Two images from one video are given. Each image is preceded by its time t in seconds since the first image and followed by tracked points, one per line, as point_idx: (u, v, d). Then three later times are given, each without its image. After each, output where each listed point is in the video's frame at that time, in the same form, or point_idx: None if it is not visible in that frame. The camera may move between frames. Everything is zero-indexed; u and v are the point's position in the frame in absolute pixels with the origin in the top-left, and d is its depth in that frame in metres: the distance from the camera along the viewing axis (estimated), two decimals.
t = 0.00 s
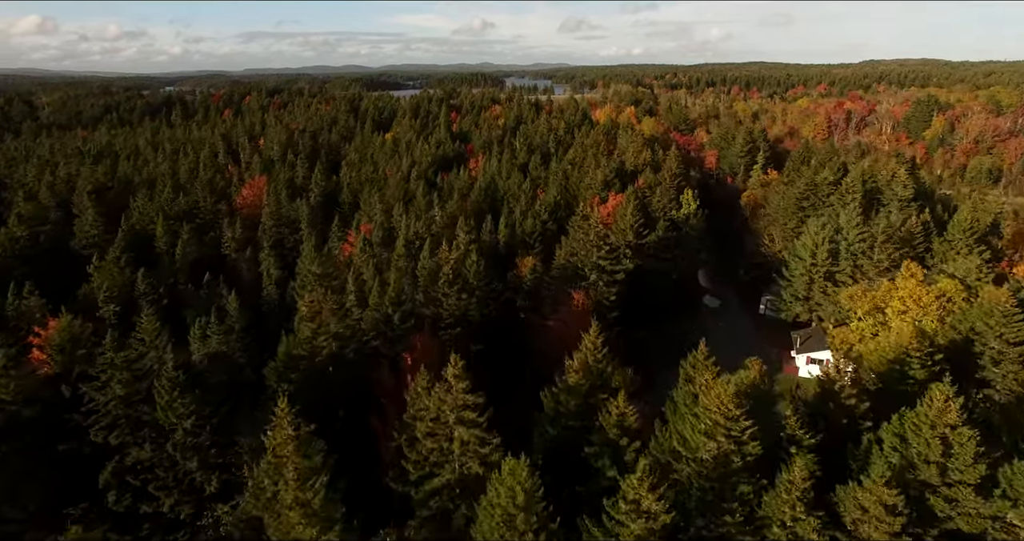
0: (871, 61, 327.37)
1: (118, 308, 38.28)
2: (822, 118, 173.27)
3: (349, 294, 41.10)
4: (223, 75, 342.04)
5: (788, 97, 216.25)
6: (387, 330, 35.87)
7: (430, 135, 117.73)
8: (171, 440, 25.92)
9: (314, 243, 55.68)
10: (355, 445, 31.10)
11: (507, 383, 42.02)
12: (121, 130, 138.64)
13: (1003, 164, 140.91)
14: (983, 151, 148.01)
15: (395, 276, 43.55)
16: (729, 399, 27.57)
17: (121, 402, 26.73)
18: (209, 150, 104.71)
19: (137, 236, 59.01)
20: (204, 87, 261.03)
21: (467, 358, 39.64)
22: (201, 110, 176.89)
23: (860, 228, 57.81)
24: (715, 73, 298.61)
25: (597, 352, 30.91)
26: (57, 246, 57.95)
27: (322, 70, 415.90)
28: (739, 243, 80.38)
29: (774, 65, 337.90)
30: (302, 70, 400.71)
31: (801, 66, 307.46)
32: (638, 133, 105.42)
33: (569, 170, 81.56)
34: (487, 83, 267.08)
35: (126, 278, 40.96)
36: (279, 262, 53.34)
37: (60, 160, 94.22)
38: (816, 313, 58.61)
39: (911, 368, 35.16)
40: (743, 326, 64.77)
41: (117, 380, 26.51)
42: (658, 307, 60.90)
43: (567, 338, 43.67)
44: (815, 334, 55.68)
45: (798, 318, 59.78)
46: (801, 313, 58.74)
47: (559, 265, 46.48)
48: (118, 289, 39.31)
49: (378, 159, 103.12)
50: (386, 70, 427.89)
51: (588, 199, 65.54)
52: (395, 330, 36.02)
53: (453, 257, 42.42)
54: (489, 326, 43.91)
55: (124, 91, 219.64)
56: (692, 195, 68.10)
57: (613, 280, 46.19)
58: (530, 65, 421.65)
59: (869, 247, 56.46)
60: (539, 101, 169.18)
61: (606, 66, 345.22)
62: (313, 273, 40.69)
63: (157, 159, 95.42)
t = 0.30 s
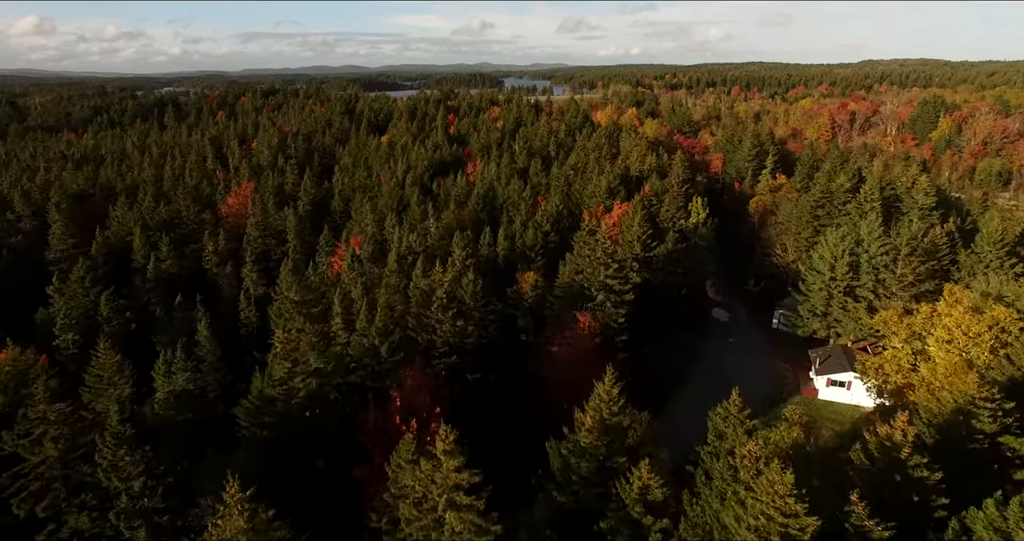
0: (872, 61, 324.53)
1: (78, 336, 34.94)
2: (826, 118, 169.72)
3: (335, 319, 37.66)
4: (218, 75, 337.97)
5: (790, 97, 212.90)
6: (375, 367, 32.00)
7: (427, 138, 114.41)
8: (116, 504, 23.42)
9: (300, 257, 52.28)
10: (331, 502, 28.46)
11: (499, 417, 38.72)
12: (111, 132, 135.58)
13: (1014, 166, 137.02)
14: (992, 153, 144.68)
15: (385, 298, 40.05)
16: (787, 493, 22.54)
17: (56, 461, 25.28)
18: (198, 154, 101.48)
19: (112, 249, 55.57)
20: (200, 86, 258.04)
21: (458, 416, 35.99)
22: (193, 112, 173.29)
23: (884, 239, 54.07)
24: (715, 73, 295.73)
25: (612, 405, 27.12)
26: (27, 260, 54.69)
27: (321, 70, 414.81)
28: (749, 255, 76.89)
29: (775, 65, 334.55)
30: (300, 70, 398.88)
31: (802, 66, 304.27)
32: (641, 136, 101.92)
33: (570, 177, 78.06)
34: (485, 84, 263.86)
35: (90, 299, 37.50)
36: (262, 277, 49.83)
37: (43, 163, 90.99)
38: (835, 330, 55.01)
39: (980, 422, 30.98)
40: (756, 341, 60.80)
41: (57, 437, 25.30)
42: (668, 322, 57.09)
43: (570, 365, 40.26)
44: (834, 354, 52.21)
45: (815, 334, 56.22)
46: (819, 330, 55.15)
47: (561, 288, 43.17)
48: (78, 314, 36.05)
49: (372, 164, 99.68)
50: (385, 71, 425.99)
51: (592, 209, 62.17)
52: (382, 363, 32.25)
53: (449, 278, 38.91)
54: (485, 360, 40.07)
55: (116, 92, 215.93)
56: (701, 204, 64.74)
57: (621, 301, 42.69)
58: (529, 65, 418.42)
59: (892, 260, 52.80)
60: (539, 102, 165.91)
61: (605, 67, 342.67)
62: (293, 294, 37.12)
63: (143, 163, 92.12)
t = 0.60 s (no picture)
0: (874, 62, 322.01)
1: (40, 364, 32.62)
2: (830, 118, 166.80)
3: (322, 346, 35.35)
4: (217, 76, 335.50)
5: (794, 97, 210.09)
6: (361, 399, 29.60)
7: (424, 140, 111.83)
8: None
9: (288, 270, 49.78)
10: None
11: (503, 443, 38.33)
12: (103, 134, 133.15)
13: None
14: (1000, 154, 141.56)
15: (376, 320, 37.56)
16: None
17: None
18: (190, 157, 98.97)
19: (91, 260, 53.03)
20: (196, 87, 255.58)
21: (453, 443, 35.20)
22: (188, 113, 170.68)
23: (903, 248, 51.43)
24: (716, 73, 291.31)
25: (628, 458, 24.49)
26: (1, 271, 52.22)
27: (320, 70, 412.69)
28: (760, 265, 74.49)
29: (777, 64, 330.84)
30: (299, 70, 396.65)
31: (804, 66, 301.22)
32: (645, 138, 99.18)
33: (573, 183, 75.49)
34: (485, 85, 261.25)
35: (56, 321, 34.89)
36: (248, 291, 47.29)
37: (29, 167, 88.48)
38: (851, 344, 52.45)
39: None
40: (766, 357, 58.32)
41: None
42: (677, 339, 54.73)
43: (571, 386, 37.06)
44: (852, 371, 49.10)
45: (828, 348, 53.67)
46: (834, 344, 52.53)
47: (565, 302, 39.98)
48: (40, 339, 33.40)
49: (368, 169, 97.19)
50: (384, 71, 423.65)
51: (597, 217, 59.69)
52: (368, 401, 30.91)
53: (444, 296, 36.28)
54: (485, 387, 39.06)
55: (117, 93, 213.15)
56: (710, 211, 62.11)
57: (629, 319, 39.94)
58: (530, 65, 415.52)
59: (913, 271, 50.10)
60: (540, 102, 163.27)
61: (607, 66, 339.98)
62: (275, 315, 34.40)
63: (132, 166, 89.57)
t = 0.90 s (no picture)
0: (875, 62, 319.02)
1: None
2: (833, 118, 164.13)
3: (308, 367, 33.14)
4: (216, 76, 333.67)
5: (796, 97, 207.41)
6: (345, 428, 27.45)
7: (422, 141, 109.51)
8: None
9: (277, 280, 47.47)
10: None
11: (502, 465, 36.62)
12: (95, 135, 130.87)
13: None
14: (1007, 154, 138.89)
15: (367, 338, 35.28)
16: None
17: None
18: (182, 158, 96.67)
19: (71, 270, 50.78)
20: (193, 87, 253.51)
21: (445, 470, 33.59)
22: (183, 113, 168.11)
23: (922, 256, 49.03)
24: (717, 73, 288.83)
25: (643, 516, 22.37)
26: None
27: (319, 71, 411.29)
28: (768, 272, 72.45)
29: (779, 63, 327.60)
30: (298, 70, 395.06)
31: (806, 66, 298.21)
32: (647, 139, 96.73)
33: (574, 187, 73.10)
34: (484, 85, 258.64)
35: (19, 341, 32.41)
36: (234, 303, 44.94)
37: (15, 169, 86.13)
38: (866, 357, 50.05)
39: None
40: (778, 368, 55.96)
41: None
42: (685, 351, 52.48)
43: (574, 407, 34.66)
44: (869, 385, 46.57)
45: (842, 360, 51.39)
46: (849, 356, 50.16)
47: (567, 317, 37.61)
48: None
49: (364, 172, 94.85)
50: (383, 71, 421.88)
51: (600, 223, 57.30)
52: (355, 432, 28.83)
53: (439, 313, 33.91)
54: (483, 407, 37.32)
55: (112, 93, 210.59)
56: (718, 216, 59.70)
57: (637, 336, 37.56)
58: (530, 64, 412.15)
59: (932, 280, 47.70)
60: (539, 102, 160.90)
61: (608, 66, 337.39)
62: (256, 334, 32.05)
63: (121, 168, 87.26)
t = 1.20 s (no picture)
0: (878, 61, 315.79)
1: None
2: (836, 119, 161.17)
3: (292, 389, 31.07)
4: (216, 76, 332.65)
5: (799, 97, 204.76)
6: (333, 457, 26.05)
7: (419, 143, 107.46)
8: None
9: (264, 290, 45.45)
10: None
11: (503, 496, 33.81)
12: (89, 137, 129.28)
13: None
14: (1013, 155, 131.89)
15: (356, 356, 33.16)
16: None
17: None
18: (174, 160, 94.63)
19: (50, 279, 48.80)
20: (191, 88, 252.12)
21: (442, 500, 31.56)
22: (178, 114, 165.89)
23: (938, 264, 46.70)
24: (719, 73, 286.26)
25: None
26: None
27: (319, 71, 410.10)
28: (774, 278, 70.28)
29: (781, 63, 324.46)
30: (298, 70, 393.97)
31: (807, 66, 295.12)
32: (649, 141, 94.50)
33: (575, 191, 70.95)
34: (483, 85, 256.34)
35: None
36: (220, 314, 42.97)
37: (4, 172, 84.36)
38: (880, 369, 47.92)
39: None
40: (787, 380, 53.75)
41: None
42: (691, 364, 50.35)
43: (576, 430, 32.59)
44: (885, 400, 44.29)
45: (854, 372, 49.33)
46: (862, 368, 48.01)
47: (569, 333, 35.48)
48: None
49: (360, 174, 92.67)
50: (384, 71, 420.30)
51: (602, 229, 55.23)
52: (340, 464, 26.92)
53: (431, 330, 31.79)
54: (479, 430, 35.00)
55: (108, 93, 208.42)
56: (724, 221, 57.59)
57: (643, 353, 35.34)
58: (529, 65, 409.25)
59: (950, 290, 45.46)
60: (540, 103, 158.79)
61: (608, 67, 335.06)
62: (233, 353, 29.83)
63: (112, 171, 85.38)
